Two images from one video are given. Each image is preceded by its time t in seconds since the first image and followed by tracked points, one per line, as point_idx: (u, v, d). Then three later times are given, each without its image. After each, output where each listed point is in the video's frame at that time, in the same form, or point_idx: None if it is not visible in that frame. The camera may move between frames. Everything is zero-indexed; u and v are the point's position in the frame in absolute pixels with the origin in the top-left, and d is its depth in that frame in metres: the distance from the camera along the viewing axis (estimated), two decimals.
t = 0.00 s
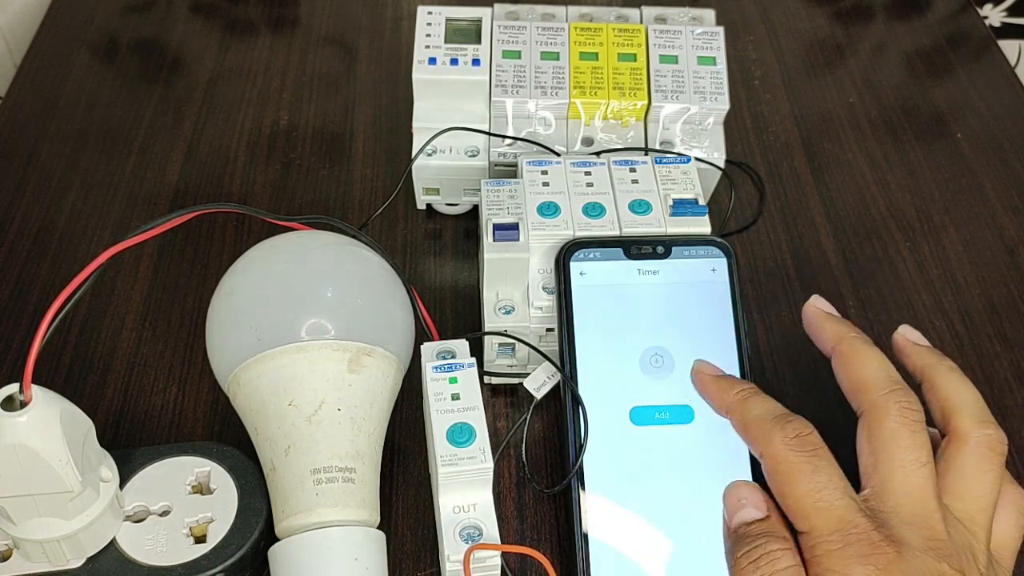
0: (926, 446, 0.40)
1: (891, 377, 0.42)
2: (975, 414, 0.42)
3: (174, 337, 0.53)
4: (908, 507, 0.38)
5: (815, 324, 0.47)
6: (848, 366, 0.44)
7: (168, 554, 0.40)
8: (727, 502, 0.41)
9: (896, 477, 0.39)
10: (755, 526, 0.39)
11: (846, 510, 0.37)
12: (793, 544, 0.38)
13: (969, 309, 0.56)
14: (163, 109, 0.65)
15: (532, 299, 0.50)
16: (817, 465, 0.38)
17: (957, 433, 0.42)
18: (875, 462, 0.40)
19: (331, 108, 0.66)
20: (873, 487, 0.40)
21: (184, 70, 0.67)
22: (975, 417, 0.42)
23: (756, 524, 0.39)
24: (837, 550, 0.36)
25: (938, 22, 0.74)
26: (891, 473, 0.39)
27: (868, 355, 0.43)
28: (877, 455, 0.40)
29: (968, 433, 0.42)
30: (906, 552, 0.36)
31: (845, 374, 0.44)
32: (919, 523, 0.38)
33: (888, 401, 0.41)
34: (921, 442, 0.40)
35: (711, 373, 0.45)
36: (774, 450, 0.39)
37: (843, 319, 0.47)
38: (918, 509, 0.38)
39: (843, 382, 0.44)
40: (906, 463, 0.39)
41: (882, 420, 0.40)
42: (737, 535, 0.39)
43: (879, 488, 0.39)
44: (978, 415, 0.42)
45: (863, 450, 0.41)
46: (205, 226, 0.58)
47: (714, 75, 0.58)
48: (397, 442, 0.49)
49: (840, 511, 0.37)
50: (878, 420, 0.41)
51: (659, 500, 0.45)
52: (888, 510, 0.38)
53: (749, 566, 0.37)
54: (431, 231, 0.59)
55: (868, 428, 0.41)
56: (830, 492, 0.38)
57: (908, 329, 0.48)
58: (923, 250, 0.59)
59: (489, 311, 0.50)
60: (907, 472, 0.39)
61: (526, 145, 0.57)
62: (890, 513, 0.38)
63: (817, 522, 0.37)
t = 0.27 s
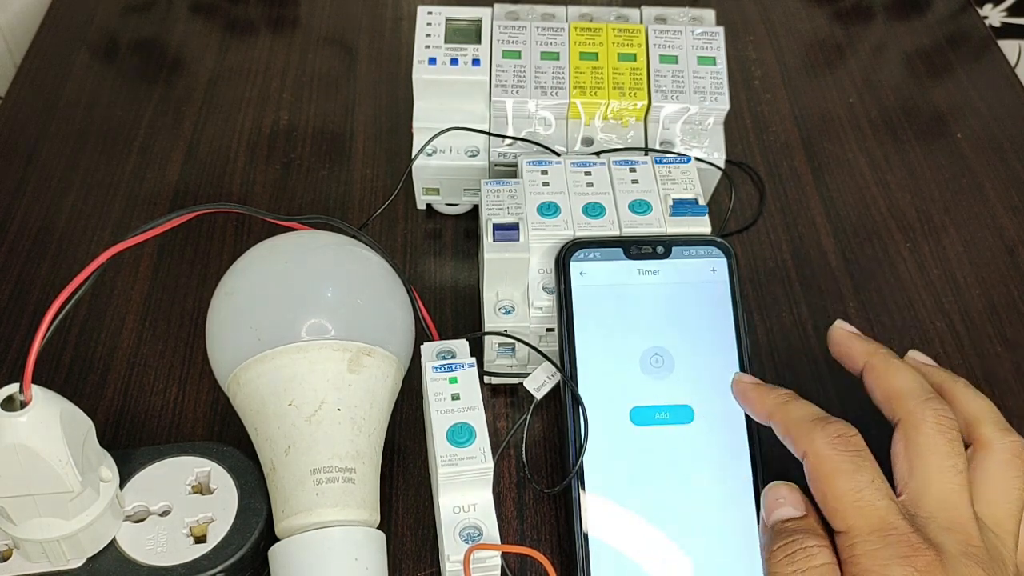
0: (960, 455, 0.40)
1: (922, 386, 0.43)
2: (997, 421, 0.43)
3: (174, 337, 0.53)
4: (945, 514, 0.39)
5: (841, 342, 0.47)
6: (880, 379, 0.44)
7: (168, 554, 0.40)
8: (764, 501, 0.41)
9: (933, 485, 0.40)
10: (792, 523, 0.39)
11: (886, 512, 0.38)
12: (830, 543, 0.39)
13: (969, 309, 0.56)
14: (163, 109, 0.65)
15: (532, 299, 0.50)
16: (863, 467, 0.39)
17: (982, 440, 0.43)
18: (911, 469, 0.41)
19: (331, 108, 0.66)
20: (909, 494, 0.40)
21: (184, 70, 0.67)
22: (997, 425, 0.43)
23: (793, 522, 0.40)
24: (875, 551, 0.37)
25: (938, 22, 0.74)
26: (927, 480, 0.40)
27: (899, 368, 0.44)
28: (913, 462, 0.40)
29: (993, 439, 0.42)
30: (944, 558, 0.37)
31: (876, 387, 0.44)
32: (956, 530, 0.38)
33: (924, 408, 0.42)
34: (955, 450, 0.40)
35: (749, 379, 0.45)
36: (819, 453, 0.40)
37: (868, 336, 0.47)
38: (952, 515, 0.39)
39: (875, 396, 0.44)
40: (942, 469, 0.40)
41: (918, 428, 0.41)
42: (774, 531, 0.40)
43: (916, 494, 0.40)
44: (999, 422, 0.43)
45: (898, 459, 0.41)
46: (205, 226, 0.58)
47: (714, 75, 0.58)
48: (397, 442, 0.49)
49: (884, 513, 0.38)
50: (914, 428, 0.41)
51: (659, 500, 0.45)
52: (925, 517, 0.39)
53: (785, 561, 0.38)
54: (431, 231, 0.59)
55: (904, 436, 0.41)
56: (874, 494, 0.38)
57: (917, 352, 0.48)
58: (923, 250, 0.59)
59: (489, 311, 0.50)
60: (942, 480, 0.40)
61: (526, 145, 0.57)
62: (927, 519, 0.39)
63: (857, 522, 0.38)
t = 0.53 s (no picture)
0: (977, 461, 0.43)
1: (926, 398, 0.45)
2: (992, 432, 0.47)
3: (174, 337, 0.53)
4: (964, 518, 0.41)
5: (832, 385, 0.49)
6: (886, 396, 0.46)
7: (169, 554, 0.40)
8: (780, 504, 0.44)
9: (950, 492, 0.42)
10: (804, 523, 0.42)
11: (907, 515, 0.40)
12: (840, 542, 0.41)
13: (969, 309, 0.56)
14: (163, 109, 0.65)
15: (532, 299, 0.50)
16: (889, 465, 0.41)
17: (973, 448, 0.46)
18: (930, 478, 0.43)
19: (331, 108, 0.66)
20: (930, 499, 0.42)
21: (184, 70, 0.67)
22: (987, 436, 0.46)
23: (807, 522, 0.42)
24: (898, 551, 0.38)
25: (938, 22, 0.74)
26: (945, 487, 0.42)
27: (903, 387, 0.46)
28: (933, 471, 0.42)
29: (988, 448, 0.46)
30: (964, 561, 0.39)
31: (884, 403, 0.46)
32: (974, 535, 0.41)
33: (941, 416, 0.44)
34: (972, 456, 0.43)
35: (774, 382, 0.48)
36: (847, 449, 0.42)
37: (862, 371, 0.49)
38: (969, 520, 0.41)
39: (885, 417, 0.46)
40: (959, 476, 0.42)
41: (936, 438, 0.43)
42: (787, 530, 0.42)
43: (935, 501, 0.42)
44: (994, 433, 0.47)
45: (917, 468, 0.43)
46: (205, 226, 0.58)
47: (714, 75, 0.58)
48: (397, 442, 0.49)
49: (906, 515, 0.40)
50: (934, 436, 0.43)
51: (659, 500, 0.45)
52: (945, 522, 0.41)
53: (796, 557, 0.41)
54: (431, 231, 0.59)
55: (921, 445, 0.43)
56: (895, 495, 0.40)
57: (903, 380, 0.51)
58: (923, 250, 0.59)
59: (489, 311, 0.50)
60: (961, 484, 0.42)
61: (526, 145, 0.57)
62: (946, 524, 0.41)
63: (878, 523, 0.40)
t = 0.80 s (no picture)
0: (978, 462, 0.43)
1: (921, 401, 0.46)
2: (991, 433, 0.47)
3: (175, 337, 0.53)
4: (967, 518, 0.42)
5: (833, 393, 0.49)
6: (886, 399, 0.47)
7: (168, 554, 0.40)
8: (784, 503, 0.44)
9: (952, 493, 0.42)
10: (807, 523, 0.42)
11: (909, 515, 0.40)
12: (843, 542, 0.41)
13: (969, 309, 0.56)
14: (163, 109, 0.65)
15: (532, 299, 0.50)
16: (891, 464, 0.41)
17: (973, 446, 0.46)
18: (932, 479, 0.43)
19: (331, 108, 0.66)
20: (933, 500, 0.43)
21: (184, 70, 0.67)
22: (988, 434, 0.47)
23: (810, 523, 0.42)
24: (901, 551, 0.39)
25: (938, 22, 0.74)
26: (947, 488, 0.42)
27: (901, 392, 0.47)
28: (934, 473, 0.43)
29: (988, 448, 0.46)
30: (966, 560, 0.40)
31: (884, 407, 0.47)
32: (977, 535, 0.41)
33: (942, 418, 0.44)
34: (973, 456, 0.43)
35: (779, 382, 0.48)
36: (848, 449, 0.42)
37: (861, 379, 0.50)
38: (971, 519, 0.42)
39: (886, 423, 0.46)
40: (959, 477, 0.43)
41: (937, 439, 0.44)
42: (790, 530, 0.43)
43: (937, 503, 0.42)
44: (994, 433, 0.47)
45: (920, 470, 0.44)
46: (205, 226, 0.58)
47: (714, 75, 0.58)
48: (397, 442, 0.49)
49: (908, 515, 0.40)
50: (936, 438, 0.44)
51: (659, 500, 0.45)
52: (948, 522, 0.42)
53: (799, 556, 0.41)
54: (431, 231, 0.59)
55: (924, 447, 0.44)
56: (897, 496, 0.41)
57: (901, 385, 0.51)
58: (923, 250, 0.59)
59: (489, 311, 0.50)
60: (964, 485, 0.42)
61: (526, 145, 0.57)
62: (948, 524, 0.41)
63: (883, 523, 0.40)
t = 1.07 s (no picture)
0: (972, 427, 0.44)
1: (927, 363, 0.47)
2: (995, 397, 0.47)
3: (175, 337, 0.53)
4: (957, 481, 0.43)
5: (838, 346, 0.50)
6: (890, 359, 0.47)
7: (168, 554, 0.40)
8: (764, 470, 0.45)
9: (945, 459, 0.43)
10: (790, 489, 0.43)
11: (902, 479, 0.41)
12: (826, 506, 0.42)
13: (969, 309, 0.56)
14: (163, 109, 0.65)
15: (532, 299, 0.50)
16: (880, 433, 0.43)
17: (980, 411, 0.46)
18: (925, 443, 0.44)
19: (331, 108, 0.66)
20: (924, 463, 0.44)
21: (184, 70, 0.67)
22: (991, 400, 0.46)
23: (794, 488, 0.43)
24: (889, 514, 0.40)
25: (938, 22, 0.74)
26: (941, 453, 0.43)
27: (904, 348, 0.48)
28: (928, 437, 0.44)
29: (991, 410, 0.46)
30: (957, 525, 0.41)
31: (886, 366, 0.47)
32: (966, 497, 0.42)
33: (938, 382, 0.45)
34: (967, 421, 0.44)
35: (771, 345, 0.49)
36: (836, 414, 0.44)
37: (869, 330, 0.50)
38: (963, 485, 0.42)
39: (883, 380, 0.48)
40: (953, 444, 0.43)
41: (933, 405, 0.44)
42: (774, 496, 0.43)
43: (929, 466, 0.43)
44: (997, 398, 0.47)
45: (913, 432, 0.45)
46: (205, 226, 0.58)
47: (714, 75, 0.58)
48: (397, 442, 0.49)
49: (899, 477, 0.41)
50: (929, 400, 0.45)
51: (659, 500, 0.45)
52: (938, 484, 0.43)
53: (784, 523, 0.42)
54: (431, 230, 0.59)
55: (919, 409, 0.45)
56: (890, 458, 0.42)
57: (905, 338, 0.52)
58: (923, 250, 0.59)
59: (489, 311, 0.50)
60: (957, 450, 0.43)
61: (527, 145, 0.57)
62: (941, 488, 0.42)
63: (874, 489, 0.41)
